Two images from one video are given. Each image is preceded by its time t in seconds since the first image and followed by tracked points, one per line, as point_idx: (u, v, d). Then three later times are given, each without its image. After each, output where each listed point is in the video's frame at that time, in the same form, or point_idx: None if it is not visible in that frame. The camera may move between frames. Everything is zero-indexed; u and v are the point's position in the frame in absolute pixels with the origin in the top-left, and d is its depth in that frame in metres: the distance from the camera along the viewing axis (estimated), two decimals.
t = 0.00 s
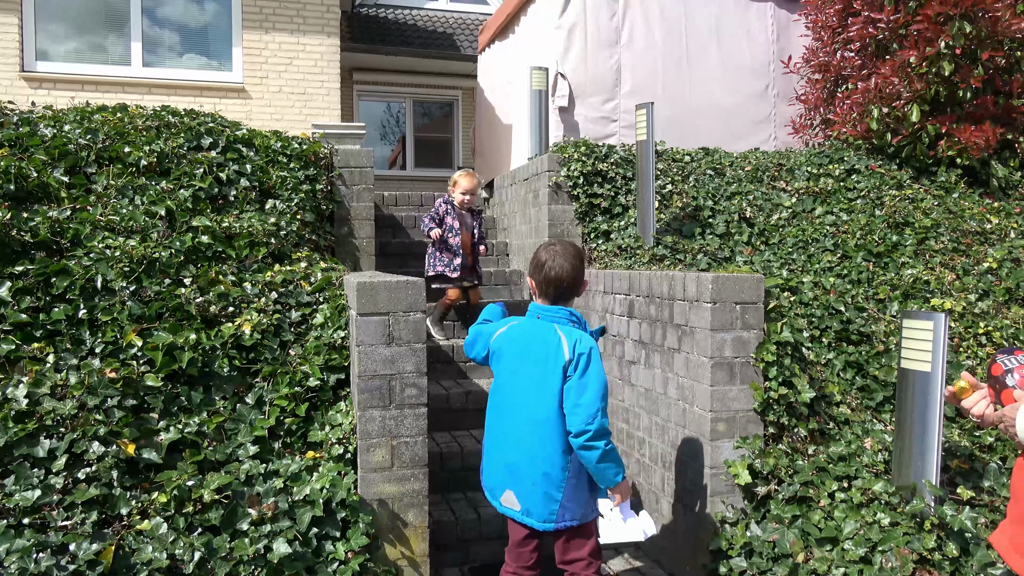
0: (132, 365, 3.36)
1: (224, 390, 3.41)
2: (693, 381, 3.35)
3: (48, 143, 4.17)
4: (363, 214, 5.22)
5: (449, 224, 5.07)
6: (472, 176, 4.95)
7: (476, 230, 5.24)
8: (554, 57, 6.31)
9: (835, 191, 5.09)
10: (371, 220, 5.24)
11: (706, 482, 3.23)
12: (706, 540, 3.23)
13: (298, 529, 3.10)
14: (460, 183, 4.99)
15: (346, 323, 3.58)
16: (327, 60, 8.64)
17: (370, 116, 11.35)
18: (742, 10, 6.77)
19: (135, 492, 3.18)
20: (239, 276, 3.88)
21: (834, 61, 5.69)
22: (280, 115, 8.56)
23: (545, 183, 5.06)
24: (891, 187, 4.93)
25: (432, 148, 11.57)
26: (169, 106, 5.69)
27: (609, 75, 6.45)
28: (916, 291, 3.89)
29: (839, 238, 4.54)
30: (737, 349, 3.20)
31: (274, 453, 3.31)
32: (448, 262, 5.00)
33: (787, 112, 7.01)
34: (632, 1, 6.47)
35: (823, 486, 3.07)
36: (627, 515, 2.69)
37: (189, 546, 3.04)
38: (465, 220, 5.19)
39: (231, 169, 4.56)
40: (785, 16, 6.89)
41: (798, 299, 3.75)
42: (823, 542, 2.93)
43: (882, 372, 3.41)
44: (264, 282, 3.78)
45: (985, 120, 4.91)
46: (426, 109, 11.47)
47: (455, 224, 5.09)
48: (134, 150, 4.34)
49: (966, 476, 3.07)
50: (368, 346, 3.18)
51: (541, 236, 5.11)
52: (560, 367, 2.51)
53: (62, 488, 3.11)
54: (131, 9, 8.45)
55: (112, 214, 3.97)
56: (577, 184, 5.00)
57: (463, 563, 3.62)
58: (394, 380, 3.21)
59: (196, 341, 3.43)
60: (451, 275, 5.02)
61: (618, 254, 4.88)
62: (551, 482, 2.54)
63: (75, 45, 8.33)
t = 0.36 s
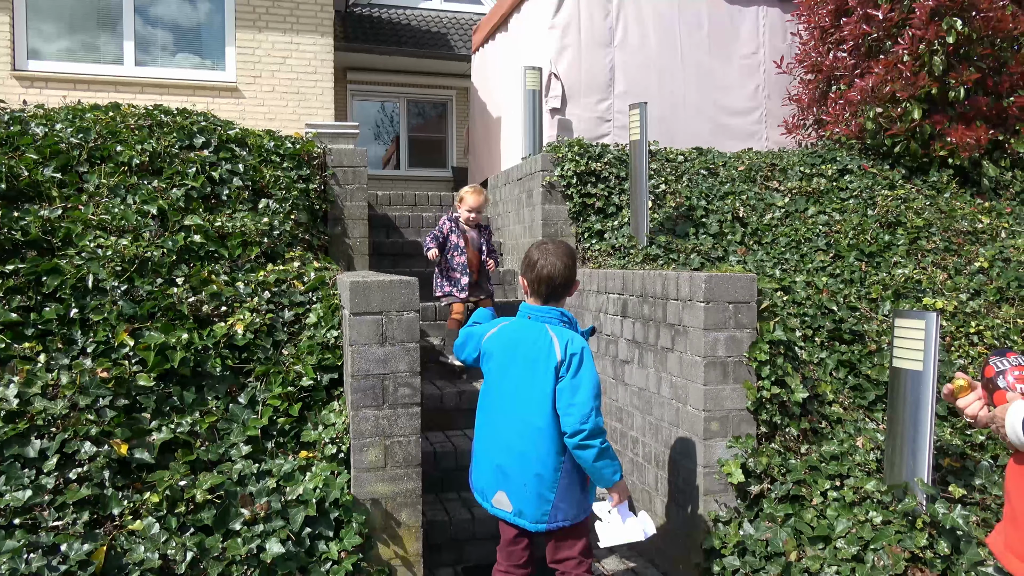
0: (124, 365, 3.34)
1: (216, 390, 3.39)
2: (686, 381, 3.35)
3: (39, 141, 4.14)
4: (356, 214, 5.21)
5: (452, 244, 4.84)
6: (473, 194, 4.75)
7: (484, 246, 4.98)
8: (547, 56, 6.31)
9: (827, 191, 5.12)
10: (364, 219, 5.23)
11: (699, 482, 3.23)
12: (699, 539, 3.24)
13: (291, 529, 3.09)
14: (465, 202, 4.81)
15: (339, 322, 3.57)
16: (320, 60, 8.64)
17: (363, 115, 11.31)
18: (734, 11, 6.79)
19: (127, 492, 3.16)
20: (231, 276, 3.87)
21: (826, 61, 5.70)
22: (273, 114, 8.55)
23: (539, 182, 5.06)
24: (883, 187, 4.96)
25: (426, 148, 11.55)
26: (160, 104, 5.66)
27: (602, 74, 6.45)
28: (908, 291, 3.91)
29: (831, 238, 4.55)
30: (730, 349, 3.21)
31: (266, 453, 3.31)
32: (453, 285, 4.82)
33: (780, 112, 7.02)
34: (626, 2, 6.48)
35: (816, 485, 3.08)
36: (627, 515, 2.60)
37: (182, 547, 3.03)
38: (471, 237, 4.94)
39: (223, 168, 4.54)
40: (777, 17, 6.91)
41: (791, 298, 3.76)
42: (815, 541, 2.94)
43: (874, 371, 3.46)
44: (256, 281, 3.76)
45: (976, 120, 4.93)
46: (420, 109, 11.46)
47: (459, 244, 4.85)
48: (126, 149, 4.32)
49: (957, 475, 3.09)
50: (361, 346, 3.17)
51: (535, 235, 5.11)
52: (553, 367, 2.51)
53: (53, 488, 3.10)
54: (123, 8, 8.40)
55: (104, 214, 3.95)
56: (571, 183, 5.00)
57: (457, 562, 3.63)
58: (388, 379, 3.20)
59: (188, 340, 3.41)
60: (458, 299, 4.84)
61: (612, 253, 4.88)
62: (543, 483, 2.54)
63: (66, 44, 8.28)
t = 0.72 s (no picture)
0: (119, 365, 3.33)
1: (211, 390, 3.38)
2: (682, 380, 3.36)
3: (33, 141, 4.12)
4: (352, 213, 5.20)
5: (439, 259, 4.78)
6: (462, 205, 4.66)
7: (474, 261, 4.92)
8: (544, 56, 6.31)
9: (823, 190, 5.13)
10: (359, 219, 5.21)
11: (695, 480, 3.24)
12: (695, 538, 3.24)
13: (287, 529, 3.08)
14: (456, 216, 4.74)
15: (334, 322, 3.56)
16: (316, 59, 8.63)
17: (359, 115, 11.26)
18: (730, 11, 6.79)
19: (122, 492, 3.15)
20: (226, 276, 3.86)
21: (821, 61, 5.70)
22: (268, 113, 8.53)
23: (535, 182, 5.06)
24: (878, 186, 4.98)
25: (422, 148, 11.53)
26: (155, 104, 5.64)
27: (599, 74, 6.44)
28: (903, 290, 3.92)
29: (826, 238, 4.55)
30: (726, 348, 3.21)
31: (262, 453, 3.30)
32: (440, 299, 4.75)
33: (774, 112, 7.03)
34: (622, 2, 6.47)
35: (812, 483, 3.08)
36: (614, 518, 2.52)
37: (177, 547, 3.02)
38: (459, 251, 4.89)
39: (218, 168, 4.53)
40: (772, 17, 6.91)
41: (787, 298, 3.75)
42: (811, 539, 2.94)
43: (870, 370, 3.46)
44: (251, 281, 3.76)
45: (971, 120, 4.94)
46: (416, 108, 11.43)
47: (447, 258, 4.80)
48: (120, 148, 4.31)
49: (953, 473, 3.09)
50: (356, 346, 3.16)
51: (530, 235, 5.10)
52: (544, 367, 2.51)
53: (47, 489, 3.08)
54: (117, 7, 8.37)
55: (98, 213, 3.93)
56: (567, 183, 4.99)
57: (453, 562, 3.64)
58: (383, 379, 3.20)
59: (183, 341, 3.41)
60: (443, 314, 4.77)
61: (607, 253, 4.89)
62: (536, 482, 2.54)
63: (60, 43, 8.25)
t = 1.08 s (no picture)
0: (115, 365, 3.32)
1: (208, 390, 3.38)
2: (679, 379, 3.36)
3: (28, 140, 4.11)
4: (349, 213, 5.21)
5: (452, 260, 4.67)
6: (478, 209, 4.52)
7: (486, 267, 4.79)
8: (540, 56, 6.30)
9: (819, 188, 5.14)
10: (356, 218, 5.24)
11: (692, 478, 3.24)
12: (692, 536, 3.24)
13: (283, 529, 3.08)
14: (471, 218, 4.65)
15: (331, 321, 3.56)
16: (312, 58, 8.61)
17: (356, 115, 11.29)
18: (724, 10, 6.80)
19: (118, 492, 3.15)
20: (223, 276, 3.85)
21: (817, 60, 5.69)
22: (265, 113, 8.53)
23: (532, 181, 5.05)
24: (874, 185, 5.00)
25: (419, 147, 11.53)
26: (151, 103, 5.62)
27: (595, 73, 6.44)
28: (900, 288, 3.92)
29: (823, 236, 4.56)
30: (722, 346, 3.22)
31: (258, 453, 3.30)
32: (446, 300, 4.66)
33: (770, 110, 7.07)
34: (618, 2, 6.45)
35: (808, 481, 3.08)
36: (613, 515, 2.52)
37: (173, 547, 3.02)
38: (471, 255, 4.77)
39: (214, 167, 4.52)
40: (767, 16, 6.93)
41: (783, 295, 3.73)
42: (807, 537, 2.95)
43: (866, 368, 3.47)
44: (248, 281, 3.75)
45: (966, 118, 4.94)
46: (413, 108, 11.44)
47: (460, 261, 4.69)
48: (116, 148, 4.29)
49: (949, 470, 3.10)
50: (353, 345, 3.16)
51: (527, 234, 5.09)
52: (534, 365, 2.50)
53: (43, 489, 3.08)
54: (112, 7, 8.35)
55: (94, 213, 3.92)
56: (563, 182, 4.98)
57: (451, 561, 3.63)
58: (380, 378, 3.20)
59: (179, 340, 3.40)
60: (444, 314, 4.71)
61: (605, 251, 4.92)
62: (530, 481, 2.53)
63: (56, 43, 8.23)
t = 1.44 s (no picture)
0: (110, 364, 3.30)
1: (204, 388, 3.36)
2: (676, 375, 3.36)
3: (22, 139, 4.08)
4: (345, 211, 5.21)
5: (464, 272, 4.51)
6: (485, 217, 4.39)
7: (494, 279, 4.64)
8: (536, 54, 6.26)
9: (815, 185, 5.15)
10: (352, 216, 5.24)
11: (690, 476, 3.20)
12: (689, 533, 3.24)
13: (280, 528, 3.08)
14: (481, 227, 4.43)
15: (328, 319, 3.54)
16: (308, 56, 8.59)
17: (352, 113, 11.28)
18: (719, 8, 6.80)
19: (114, 492, 3.14)
20: (219, 274, 3.84)
21: (813, 57, 5.69)
22: (261, 111, 8.52)
23: (528, 178, 5.03)
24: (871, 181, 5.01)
25: (416, 145, 11.52)
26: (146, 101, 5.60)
27: (590, 71, 6.42)
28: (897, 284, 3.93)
29: (819, 232, 4.58)
30: (719, 343, 3.21)
31: (255, 451, 3.29)
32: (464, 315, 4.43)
33: (767, 108, 7.08)
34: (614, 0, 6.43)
35: (806, 477, 3.14)
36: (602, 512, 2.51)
37: (169, 546, 3.02)
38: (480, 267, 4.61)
39: (210, 166, 4.50)
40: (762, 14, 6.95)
41: (780, 293, 3.69)
42: (804, 532, 3.06)
43: (863, 364, 3.50)
44: (244, 279, 3.73)
45: (962, 115, 4.92)
46: (409, 106, 11.42)
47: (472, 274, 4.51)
48: (111, 146, 4.27)
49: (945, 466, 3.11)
50: (349, 343, 3.16)
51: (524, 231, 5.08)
52: (524, 362, 2.50)
53: (39, 489, 3.07)
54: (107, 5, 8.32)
55: (89, 211, 3.90)
56: (560, 179, 4.96)
57: (448, 559, 3.62)
58: (377, 376, 3.19)
59: (175, 339, 3.38)
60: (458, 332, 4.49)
61: (601, 249, 4.93)
62: (520, 478, 2.53)
63: (50, 42, 8.21)
